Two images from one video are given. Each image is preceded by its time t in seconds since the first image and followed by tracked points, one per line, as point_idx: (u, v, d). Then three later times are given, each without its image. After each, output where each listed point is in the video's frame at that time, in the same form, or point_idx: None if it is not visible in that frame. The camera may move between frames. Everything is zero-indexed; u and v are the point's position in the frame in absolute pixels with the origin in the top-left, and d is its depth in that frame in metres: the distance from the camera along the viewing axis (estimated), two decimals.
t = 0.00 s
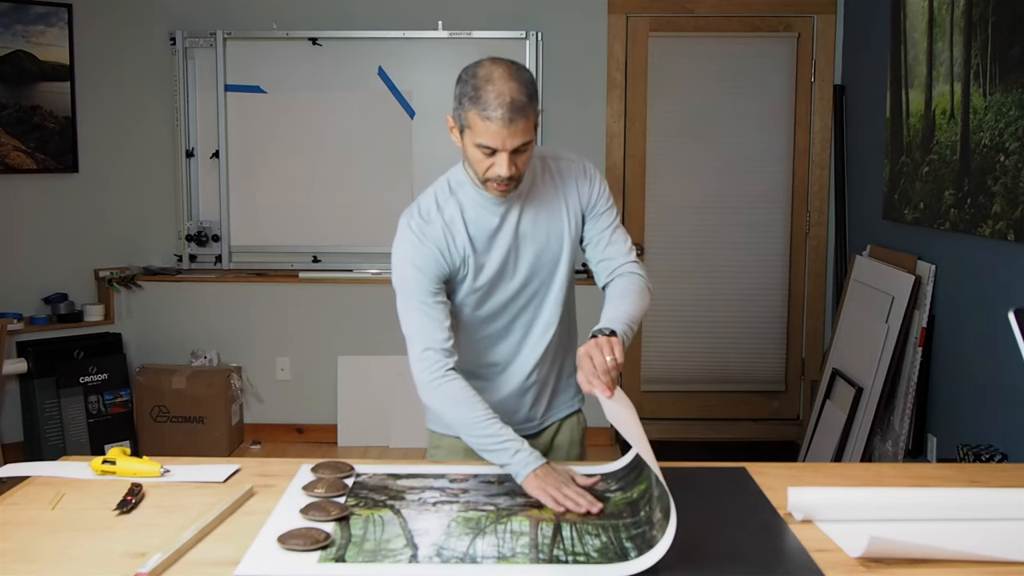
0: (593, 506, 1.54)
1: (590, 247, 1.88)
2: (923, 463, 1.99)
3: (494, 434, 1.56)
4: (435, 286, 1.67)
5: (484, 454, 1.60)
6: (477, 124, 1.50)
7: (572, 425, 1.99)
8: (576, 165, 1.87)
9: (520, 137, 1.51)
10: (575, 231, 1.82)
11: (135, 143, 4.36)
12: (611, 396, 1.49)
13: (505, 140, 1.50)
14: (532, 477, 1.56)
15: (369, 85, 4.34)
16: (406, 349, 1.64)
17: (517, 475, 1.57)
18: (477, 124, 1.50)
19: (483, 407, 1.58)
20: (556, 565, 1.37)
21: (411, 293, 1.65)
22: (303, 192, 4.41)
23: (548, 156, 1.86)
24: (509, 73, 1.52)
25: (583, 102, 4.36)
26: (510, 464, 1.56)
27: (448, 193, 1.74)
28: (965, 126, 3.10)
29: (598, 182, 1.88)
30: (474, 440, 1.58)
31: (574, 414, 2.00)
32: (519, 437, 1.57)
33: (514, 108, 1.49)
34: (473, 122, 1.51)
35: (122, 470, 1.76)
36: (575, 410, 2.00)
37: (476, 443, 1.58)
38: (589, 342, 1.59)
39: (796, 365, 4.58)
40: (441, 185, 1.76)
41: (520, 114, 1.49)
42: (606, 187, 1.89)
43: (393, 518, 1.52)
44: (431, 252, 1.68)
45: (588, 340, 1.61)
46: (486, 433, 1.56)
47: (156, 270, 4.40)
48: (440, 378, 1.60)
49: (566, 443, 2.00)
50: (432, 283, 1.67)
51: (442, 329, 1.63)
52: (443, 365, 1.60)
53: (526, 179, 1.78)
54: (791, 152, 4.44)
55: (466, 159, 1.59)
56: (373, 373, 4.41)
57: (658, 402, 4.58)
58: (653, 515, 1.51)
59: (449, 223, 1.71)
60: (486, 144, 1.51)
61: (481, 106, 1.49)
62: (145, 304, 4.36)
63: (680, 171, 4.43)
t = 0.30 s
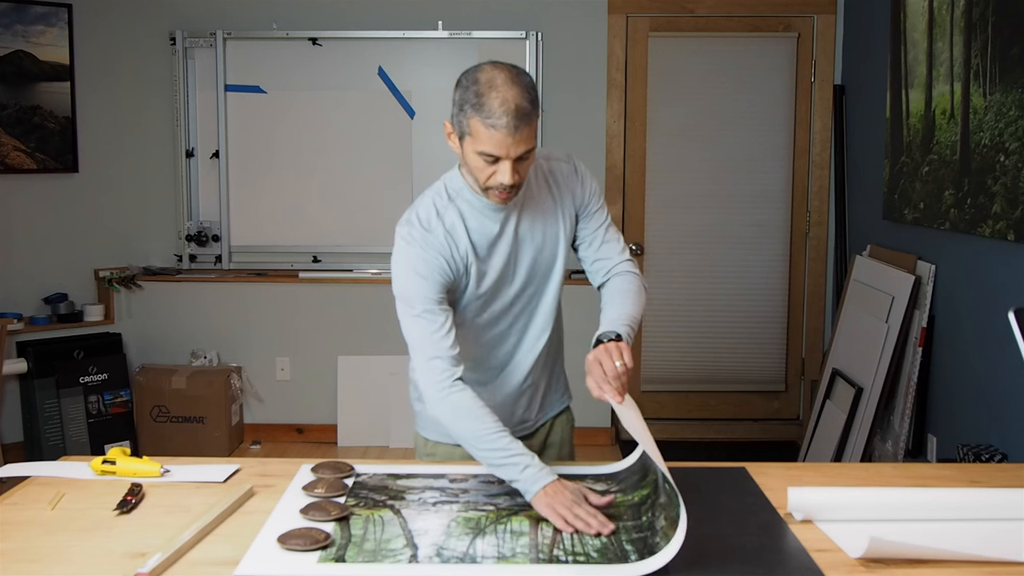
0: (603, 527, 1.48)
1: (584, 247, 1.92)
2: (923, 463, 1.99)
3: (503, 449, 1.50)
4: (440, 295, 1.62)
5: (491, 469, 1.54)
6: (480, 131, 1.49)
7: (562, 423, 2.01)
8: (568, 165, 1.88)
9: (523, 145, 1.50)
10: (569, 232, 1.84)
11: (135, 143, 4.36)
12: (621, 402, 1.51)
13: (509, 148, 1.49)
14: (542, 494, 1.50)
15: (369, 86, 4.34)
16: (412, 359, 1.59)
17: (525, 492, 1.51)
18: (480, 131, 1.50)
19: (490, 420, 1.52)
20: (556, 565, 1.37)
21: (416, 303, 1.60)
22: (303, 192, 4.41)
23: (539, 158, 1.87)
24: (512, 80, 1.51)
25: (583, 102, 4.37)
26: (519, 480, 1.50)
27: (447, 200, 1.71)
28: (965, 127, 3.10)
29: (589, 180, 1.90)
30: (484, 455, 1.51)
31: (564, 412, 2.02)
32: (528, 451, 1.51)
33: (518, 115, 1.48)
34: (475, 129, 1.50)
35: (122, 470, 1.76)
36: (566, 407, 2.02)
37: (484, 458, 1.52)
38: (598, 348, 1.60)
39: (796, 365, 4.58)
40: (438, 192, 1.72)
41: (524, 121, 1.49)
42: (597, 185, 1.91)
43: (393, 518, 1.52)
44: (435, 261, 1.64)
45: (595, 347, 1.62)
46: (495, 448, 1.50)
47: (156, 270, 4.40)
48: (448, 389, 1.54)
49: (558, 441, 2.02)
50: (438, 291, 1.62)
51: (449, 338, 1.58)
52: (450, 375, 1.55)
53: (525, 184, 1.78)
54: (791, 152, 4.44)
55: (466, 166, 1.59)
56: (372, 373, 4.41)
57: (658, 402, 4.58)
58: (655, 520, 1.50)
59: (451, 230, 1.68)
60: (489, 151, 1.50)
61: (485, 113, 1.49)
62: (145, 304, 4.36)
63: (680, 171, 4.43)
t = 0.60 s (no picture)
0: (613, 548, 1.41)
1: (579, 249, 1.94)
2: (923, 464, 1.99)
3: (513, 461, 1.47)
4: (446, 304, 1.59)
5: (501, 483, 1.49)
6: (483, 142, 1.49)
7: (555, 423, 2.03)
8: (561, 167, 1.90)
9: (526, 156, 1.51)
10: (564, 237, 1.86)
11: (135, 143, 4.36)
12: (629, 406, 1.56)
13: (513, 159, 1.49)
14: (553, 509, 1.46)
15: (369, 86, 4.34)
16: (420, 370, 1.53)
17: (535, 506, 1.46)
18: (484, 142, 1.49)
19: (501, 429, 1.48)
20: (556, 565, 1.37)
21: (422, 313, 1.56)
22: (303, 192, 4.41)
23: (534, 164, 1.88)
24: (514, 90, 1.51)
25: (583, 102, 4.36)
26: (528, 494, 1.46)
27: (447, 210, 1.69)
28: (965, 127, 3.10)
29: (582, 181, 1.92)
30: (494, 468, 1.48)
31: (556, 413, 2.03)
32: (538, 464, 1.48)
33: (523, 126, 1.48)
34: (479, 140, 1.50)
35: (122, 470, 1.76)
36: (556, 409, 2.03)
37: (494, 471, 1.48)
38: (607, 354, 1.65)
39: (796, 365, 4.58)
40: (437, 202, 1.71)
41: (528, 131, 1.49)
42: (590, 186, 1.93)
43: (393, 518, 1.52)
44: (440, 270, 1.63)
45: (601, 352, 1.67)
46: (505, 460, 1.46)
47: (156, 270, 4.40)
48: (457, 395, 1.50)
49: (551, 441, 2.04)
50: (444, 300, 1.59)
51: (457, 346, 1.54)
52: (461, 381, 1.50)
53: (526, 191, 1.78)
54: (791, 152, 4.44)
55: (467, 176, 1.59)
56: (372, 373, 4.41)
57: (658, 402, 4.58)
58: (657, 524, 1.50)
59: (453, 239, 1.67)
60: (493, 162, 1.50)
61: (489, 124, 1.48)
62: (145, 304, 4.36)
63: (680, 171, 4.43)
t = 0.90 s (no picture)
0: (624, 548, 1.41)
1: (578, 250, 1.95)
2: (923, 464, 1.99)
3: (526, 461, 1.48)
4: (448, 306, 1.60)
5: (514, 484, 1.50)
6: (485, 148, 1.49)
7: (554, 424, 2.03)
8: (559, 167, 1.90)
9: (529, 159, 1.51)
10: (564, 239, 1.86)
11: (135, 143, 4.36)
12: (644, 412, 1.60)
13: (516, 163, 1.49)
14: (566, 508, 1.46)
15: (369, 85, 4.34)
16: (426, 372, 1.54)
17: (549, 507, 1.48)
18: (485, 148, 1.49)
19: (511, 429, 1.49)
20: (556, 565, 1.37)
21: (425, 316, 1.56)
22: (303, 192, 4.41)
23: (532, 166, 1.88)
24: (513, 94, 1.51)
25: (583, 102, 4.36)
26: (542, 494, 1.47)
27: (446, 214, 1.69)
28: (965, 127, 3.10)
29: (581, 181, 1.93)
30: (506, 469, 1.49)
31: (555, 413, 2.03)
32: (550, 464, 1.48)
33: (524, 130, 1.48)
34: (480, 146, 1.49)
35: (122, 470, 1.76)
36: (556, 409, 2.04)
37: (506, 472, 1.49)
38: (619, 358, 1.69)
39: (796, 365, 4.58)
40: (437, 206, 1.70)
41: (529, 136, 1.49)
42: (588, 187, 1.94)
43: (393, 518, 1.52)
44: (441, 273, 1.62)
45: (612, 356, 1.70)
46: (517, 460, 1.48)
47: (156, 270, 4.40)
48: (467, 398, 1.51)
49: (550, 441, 2.04)
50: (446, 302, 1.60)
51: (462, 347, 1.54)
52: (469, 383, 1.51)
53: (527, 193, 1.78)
54: (791, 152, 4.44)
55: (469, 183, 1.58)
56: (372, 373, 4.41)
57: (658, 402, 4.58)
58: (658, 527, 1.49)
59: (453, 242, 1.67)
60: (495, 168, 1.50)
61: (490, 130, 1.48)
62: (145, 304, 4.36)
63: (680, 171, 4.43)
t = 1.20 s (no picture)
0: (640, 522, 1.49)
1: (592, 253, 1.93)
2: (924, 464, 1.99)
3: (533, 450, 1.55)
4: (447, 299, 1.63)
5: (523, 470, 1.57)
6: (485, 142, 1.49)
7: (570, 427, 2.02)
8: (573, 169, 1.89)
9: (528, 153, 1.50)
10: (574, 237, 1.85)
11: (135, 143, 4.36)
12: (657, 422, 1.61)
13: (515, 157, 1.49)
14: (578, 492, 1.54)
15: (369, 86, 4.34)
16: (430, 366, 1.59)
17: (560, 490, 1.55)
18: (485, 142, 1.50)
19: (518, 423, 1.55)
20: (556, 565, 1.37)
21: (424, 309, 1.60)
22: (303, 192, 4.41)
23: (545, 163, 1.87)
24: (515, 88, 1.51)
25: (583, 102, 4.36)
26: (553, 480, 1.54)
27: (451, 207, 1.70)
28: (965, 127, 3.10)
29: (595, 184, 1.91)
30: (514, 459, 1.56)
31: (570, 417, 2.02)
32: (559, 450, 1.56)
33: (523, 125, 1.48)
34: (480, 140, 1.50)
35: (122, 470, 1.76)
36: (571, 412, 2.03)
37: (514, 460, 1.56)
38: (632, 366, 1.69)
39: (796, 365, 4.58)
40: (442, 199, 1.72)
41: (529, 130, 1.49)
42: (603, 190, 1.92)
43: (393, 518, 1.52)
44: (441, 267, 1.64)
45: (624, 365, 1.70)
46: (524, 452, 1.54)
47: (156, 270, 4.40)
48: (471, 395, 1.55)
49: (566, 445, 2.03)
50: (445, 296, 1.63)
51: (464, 342, 1.59)
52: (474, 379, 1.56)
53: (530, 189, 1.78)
54: (791, 152, 4.44)
55: (472, 175, 1.59)
56: (371, 374, 4.41)
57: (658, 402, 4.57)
58: (658, 530, 1.48)
59: (457, 236, 1.68)
60: (495, 162, 1.50)
61: (489, 123, 1.49)
62: (145, 304, 4.36)
63: (680, 171, 4.43)
